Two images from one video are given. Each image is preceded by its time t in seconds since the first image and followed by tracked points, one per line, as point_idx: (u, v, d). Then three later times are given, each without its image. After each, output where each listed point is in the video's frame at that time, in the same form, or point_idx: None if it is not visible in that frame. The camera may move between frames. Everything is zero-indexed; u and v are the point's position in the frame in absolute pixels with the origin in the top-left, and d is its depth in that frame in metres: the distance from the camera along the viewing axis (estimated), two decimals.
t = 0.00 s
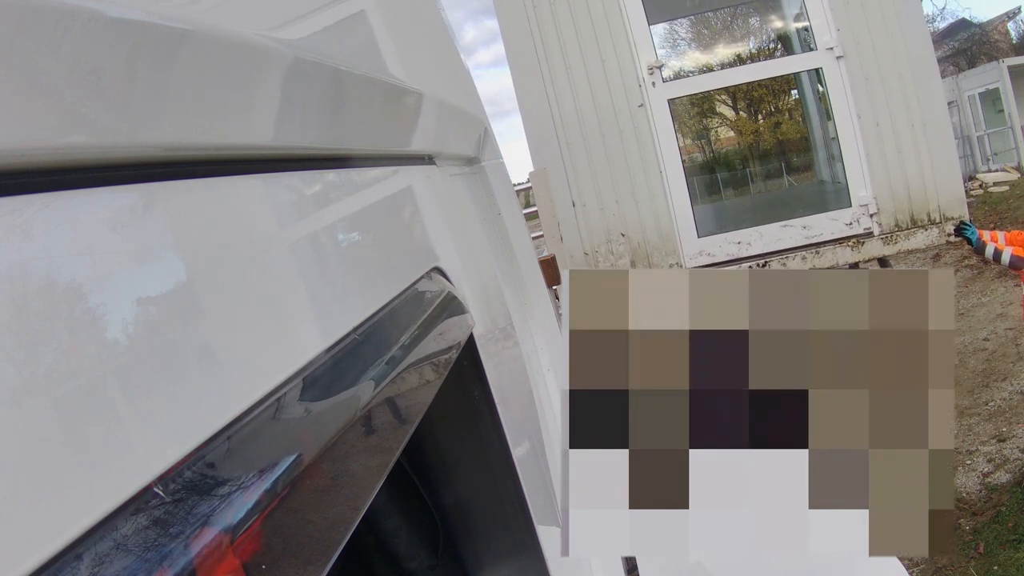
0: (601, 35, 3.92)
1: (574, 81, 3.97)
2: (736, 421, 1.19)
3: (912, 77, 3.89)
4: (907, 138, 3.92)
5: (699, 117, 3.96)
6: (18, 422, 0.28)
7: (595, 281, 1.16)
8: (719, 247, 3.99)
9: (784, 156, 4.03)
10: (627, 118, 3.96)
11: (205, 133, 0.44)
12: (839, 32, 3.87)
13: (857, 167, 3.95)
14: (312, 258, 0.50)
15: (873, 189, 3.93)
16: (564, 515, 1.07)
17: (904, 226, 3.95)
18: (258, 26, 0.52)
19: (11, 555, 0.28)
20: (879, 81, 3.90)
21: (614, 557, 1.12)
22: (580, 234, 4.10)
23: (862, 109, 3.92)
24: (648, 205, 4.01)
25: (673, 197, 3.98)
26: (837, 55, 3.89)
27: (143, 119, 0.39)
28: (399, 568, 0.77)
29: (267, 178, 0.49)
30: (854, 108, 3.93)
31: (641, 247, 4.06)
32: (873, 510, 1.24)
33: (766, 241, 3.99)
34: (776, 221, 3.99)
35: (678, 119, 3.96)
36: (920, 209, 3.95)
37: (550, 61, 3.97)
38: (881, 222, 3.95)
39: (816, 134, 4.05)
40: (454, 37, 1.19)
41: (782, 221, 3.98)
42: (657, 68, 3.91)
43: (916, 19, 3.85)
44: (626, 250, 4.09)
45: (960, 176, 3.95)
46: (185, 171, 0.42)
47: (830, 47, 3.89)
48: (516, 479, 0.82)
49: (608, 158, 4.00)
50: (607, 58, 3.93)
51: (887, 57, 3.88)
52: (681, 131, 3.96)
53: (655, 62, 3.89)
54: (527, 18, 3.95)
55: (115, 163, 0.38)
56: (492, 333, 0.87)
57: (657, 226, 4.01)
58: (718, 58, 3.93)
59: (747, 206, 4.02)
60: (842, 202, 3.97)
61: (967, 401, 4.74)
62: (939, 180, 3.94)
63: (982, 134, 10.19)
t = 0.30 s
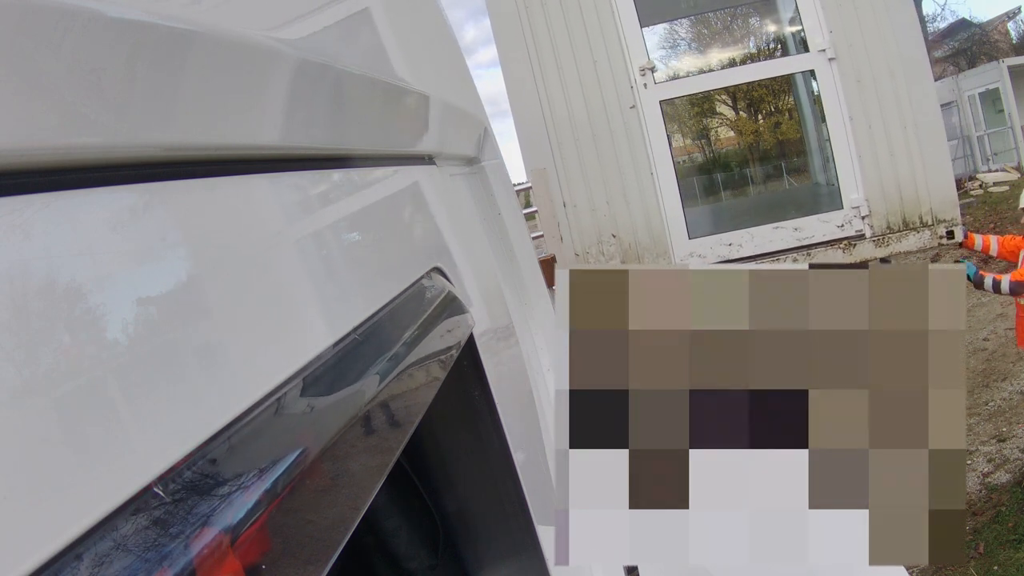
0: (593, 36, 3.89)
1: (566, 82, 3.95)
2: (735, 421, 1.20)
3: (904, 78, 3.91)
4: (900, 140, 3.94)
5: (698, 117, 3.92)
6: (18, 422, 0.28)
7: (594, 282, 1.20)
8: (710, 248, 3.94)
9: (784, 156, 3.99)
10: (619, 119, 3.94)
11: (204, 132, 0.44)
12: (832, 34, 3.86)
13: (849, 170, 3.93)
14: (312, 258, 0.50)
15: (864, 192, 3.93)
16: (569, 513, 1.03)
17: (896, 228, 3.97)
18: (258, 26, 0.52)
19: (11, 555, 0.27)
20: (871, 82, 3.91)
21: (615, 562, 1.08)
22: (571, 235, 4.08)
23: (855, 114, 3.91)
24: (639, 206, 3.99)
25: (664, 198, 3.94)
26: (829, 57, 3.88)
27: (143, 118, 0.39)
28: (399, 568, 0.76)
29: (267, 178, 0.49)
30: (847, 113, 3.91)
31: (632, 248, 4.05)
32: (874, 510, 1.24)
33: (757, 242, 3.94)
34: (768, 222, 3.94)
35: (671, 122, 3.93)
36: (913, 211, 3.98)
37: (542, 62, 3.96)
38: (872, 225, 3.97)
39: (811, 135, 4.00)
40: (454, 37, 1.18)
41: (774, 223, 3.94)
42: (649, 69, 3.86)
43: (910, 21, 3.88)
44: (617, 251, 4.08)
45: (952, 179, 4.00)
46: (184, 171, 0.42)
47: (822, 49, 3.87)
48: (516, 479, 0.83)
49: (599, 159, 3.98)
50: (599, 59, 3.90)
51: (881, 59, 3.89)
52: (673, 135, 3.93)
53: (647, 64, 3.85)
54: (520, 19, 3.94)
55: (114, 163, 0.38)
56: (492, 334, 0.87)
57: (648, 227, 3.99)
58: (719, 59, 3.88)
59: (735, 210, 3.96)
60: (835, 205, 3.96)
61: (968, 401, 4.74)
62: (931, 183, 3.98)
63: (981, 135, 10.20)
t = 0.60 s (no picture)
0: (585, 38, 3.88)
1: (559, 84, 3.94)
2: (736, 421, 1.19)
3: (897, 84, 3.94)
4: (892, 144, 3.94)
5: (698, 117, 3.89)
6: (18, 422, 0.28)
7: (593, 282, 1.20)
8: (701, 250, 3.90)
9: (784, 156, 3.97)
10: (610, 121, 3.92)
11: (205, 133, 0.44)
12: (824, 36, 3.86)
13: (841, 173, 3.92)
14: (313, 257, 0.50)
15: (856, 194, 3.92)
16: (569, 513, 1.03)
17: (888, 231, 3.96)
18: (259, 25, 0.52)
19: (11, 555, 0.27)
20: (864, 85, 3.92)
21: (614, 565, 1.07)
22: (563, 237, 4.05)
23: (846, 115, 3.92)
24: (630, 208, 3.95)
25: (655, 201, 3.91)
26: (821, 60, 3.88)
27: (143, 118, 0.39)
28: (399, 569, 0.76)
29: (268, 178, 0.49)
30: (838, 113, 3.92)
31: (624, 250, 4.00)
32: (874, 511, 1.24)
33: (748, 245, 3.89)
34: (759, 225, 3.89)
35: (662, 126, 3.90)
36: (905, 214, 3.97)
37: (534, 64, 3.95)
38: (864, 228, 3.95)
39: (805, 137, 4.00)
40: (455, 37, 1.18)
41: (765, 225, 3.88)
42: (641, 72, 3.84)
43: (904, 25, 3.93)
44: (609, 254, 4.04)
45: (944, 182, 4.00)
46: (184, 171, 0.42)
47: (814, 51, 3.86)
48: (516, 479, 0.83)
49: (590, 161, 3.95)
50: (591, 61, 3.88)
51: (873, 62, 3.91)
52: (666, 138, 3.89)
53: (639, 66, 3.82)
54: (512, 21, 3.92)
55: (114, 163, 0.38)
56: (492, 335, 0.87)
57: (639, 229, 3.95)
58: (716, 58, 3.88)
59: (730, 211, 3.90)
60: (827, 207, 3.92)
61: (968, 401, 4.75)
62: (924, 186, 3.98)
63: (982, 135, 10.21)
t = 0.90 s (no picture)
0: (577, 40, 3.84)
1: (551, 86, 3.88)
2: (736, 420, 1.19)
3: (890, 87, 3.90)
4: (885, 145, 3.89)
5: (697, 117, 3.88)
6: (18, 422, 0.28)
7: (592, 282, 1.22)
8: (693, 253, 3.85)
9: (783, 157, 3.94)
10: (602, 124, 3.88)
11: (205, 133, 0.44)
12: (817, 39, 3.86)
13: (834, 176, 3.89)
14: (313, 257, 0.50)
15: (849, 197, 3.88)
16: (569, 513, 1.02)
17: (881, 234, 3.92)
18: (259, 25, 0.52)
19: (11, 555, 0.27)
20: (857, 87, 3.89)
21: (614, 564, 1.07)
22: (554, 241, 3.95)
23: (839, 117, 3.89)
24: (623, 211, 3.89)
25: (648, 203, 3.86)
26: (814, 62, 3.87)
27: (143, 119, 0.39)
28: (399, 569, 0.76)
29: (268, 177, 0.49)
30: (831, 116, 3.90)
31: (617, 254, 3.94)
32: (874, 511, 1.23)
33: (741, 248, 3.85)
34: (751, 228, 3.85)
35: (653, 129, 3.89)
36: (898, 217, 3.93)
37: (526, 65, 3.88)
38: (858, 230, 3.92)
39: (798, 139, 3.95)
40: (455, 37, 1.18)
41: (757, 228, 3.84)
42: (633, 76, 3.83)
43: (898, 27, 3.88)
44: (601, 257, 3.95)
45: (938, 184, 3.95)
46: (185, 171, 0.42)
47: (806, 54, 3.86)
48: (516, 479, 0.83)
49: (581, 164, 3.89)
50: (583, 63, 3.85)
51: (865, 63, 3.88)
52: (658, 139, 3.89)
53: (631, 70, 3.80)
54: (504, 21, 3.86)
55: (114, 163, 0.38)
56: (493, 335, 0.87)
57: (632, 232, 3.88)
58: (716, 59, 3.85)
59: (727, 211, 3.87)
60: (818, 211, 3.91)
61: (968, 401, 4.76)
62: (918, 187, 3.92)
63: (982, 135, 10.21)
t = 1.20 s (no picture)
0: (569, 38, 3.65)
1: (543, 87, 3.69)
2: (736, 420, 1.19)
3: (884, 90, 3.70)
4: (879, 148, 3.71)
5: (697, 117, 3.69)
6: (18, 422, 0.28)
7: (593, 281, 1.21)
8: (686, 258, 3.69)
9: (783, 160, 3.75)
10: (595, 128, 3.69)
11: (203, 133, 0.44)
12: (811, 41, 3.64)
13: (827, 180, 3.70)
14: (314, 258, 0.50)
15: (843, 200, 3.69)
16: (569, 513, 1.03)
17: (875, 236, 3.74)
18: (258, 25, 0.52)
19: (11, 555, 0.27)
20: (851, 90, 3.69)
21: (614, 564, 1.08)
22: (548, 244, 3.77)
23: (833, 120, 3.68)
24: (616, 215, 3.71)
25: (640, 206, 3.69)
26: (808, 65, 3.67)
27: (143, 118, 0.39)
28: (399, 569, 0.76)
29: (267, 177, 0.49)
30: (825, 119, 3.69)
31: (611, 257, 3.75)
32: (874, 511, 1.24)
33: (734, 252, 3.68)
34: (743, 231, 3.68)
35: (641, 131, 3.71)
36: (892, 220, 3.75)
37: (517, 64, 3.69)
38: (852, 233, 3.72)
39: (795, 142, 3.74)
40: (454, 38, 1.17)
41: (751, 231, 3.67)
42: (626, 79, 3.64)
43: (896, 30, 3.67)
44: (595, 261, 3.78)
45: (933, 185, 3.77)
46: (184, 171, 0.42)
47: (799, 56, 3.63)
48: (517, 479, 0.83)
49: (574, 165, 3.71)
50: (575, 63, 3.66)
51: (859, 64, 3.67)
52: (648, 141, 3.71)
53: (624, 73, 3.62)
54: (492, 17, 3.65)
55: (114, 163, 0.37)
56: (493, 336, 0.87)
57: (625, 235, 3.72)
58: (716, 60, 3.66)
59: (722, 211, 3.70)
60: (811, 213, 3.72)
61: (968, 401, 4.77)
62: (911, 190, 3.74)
63: (982, 134, 10.22)
